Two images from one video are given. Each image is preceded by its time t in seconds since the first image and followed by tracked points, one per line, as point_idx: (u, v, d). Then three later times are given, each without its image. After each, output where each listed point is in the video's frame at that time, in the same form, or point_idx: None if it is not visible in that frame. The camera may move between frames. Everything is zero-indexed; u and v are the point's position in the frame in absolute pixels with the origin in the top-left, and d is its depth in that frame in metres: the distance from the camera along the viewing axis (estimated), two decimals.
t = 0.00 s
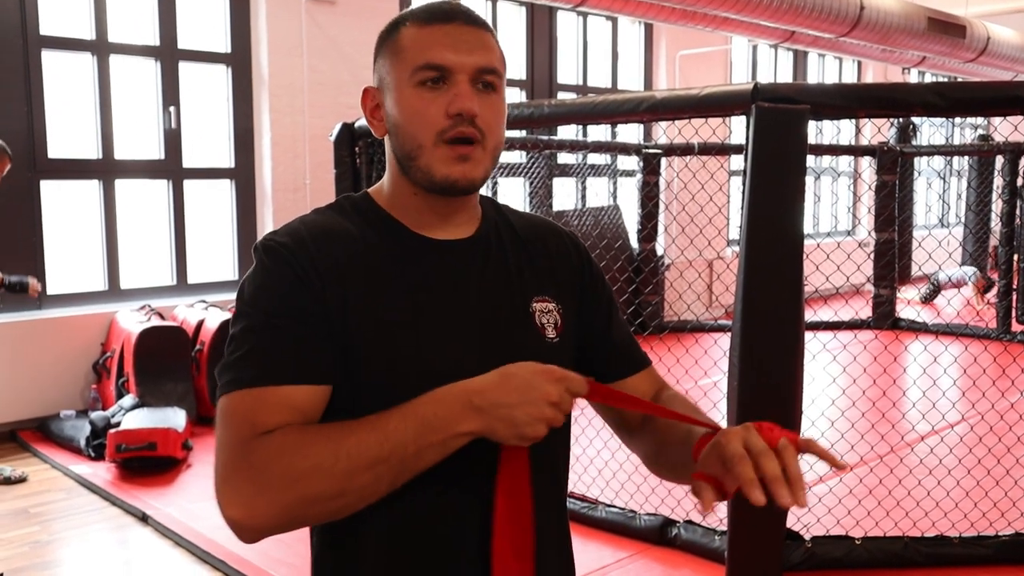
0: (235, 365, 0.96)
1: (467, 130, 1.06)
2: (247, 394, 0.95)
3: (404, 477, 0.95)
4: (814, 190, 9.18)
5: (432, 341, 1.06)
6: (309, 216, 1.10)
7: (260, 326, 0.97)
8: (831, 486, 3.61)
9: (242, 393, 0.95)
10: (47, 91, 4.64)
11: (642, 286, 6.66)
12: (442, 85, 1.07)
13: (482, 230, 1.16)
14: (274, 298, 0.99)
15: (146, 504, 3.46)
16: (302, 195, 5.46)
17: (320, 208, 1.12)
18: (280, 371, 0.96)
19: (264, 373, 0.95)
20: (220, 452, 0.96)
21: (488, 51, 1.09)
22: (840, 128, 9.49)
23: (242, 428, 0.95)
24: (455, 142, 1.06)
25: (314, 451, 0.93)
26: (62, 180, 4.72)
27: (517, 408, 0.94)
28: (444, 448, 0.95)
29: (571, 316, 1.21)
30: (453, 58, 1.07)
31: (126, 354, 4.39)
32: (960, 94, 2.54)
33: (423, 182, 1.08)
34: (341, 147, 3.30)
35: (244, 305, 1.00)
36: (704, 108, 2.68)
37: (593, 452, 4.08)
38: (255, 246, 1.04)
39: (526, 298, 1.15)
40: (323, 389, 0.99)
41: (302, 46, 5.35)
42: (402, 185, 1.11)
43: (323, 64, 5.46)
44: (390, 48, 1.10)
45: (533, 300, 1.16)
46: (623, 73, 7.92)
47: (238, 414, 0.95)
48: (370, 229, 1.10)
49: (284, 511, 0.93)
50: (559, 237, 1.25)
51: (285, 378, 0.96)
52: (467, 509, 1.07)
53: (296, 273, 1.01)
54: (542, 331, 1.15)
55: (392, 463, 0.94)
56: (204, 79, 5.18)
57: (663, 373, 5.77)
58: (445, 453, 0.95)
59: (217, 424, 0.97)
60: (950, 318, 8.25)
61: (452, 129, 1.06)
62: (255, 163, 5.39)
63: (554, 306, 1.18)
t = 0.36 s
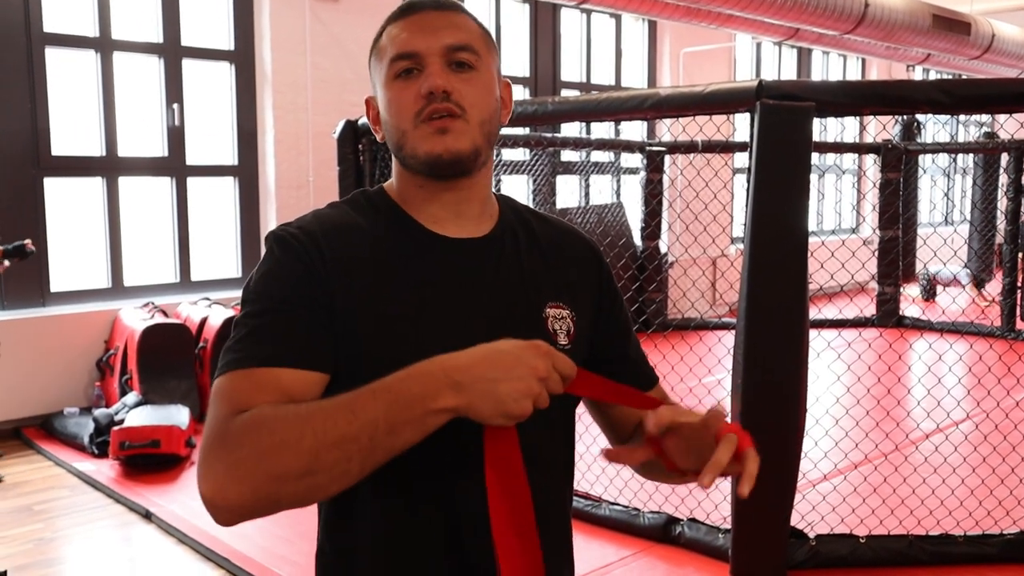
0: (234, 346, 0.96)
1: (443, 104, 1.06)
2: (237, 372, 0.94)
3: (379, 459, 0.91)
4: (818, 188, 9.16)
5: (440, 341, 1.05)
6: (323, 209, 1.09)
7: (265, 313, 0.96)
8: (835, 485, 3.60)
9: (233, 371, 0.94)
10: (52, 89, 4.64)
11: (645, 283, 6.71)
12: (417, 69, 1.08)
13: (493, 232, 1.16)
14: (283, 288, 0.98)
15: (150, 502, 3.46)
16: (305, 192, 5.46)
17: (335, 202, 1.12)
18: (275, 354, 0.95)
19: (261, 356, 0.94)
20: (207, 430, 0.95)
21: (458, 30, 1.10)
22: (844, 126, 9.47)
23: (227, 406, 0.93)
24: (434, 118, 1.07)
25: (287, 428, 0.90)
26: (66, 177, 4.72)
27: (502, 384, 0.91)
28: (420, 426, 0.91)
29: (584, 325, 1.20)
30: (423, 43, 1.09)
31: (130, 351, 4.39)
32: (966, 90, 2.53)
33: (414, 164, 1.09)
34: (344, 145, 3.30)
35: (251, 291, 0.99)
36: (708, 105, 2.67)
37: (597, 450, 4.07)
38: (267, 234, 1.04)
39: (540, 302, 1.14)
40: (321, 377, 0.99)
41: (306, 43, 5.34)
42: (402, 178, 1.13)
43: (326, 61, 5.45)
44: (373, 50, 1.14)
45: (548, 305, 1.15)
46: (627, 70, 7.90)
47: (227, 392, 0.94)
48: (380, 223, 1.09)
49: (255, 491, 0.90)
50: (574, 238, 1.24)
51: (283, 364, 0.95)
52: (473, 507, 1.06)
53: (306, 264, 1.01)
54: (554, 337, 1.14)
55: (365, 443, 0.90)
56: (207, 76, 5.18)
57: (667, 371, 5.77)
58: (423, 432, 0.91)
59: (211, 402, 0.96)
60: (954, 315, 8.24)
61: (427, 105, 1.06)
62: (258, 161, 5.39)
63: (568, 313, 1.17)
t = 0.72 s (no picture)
0: (240, 362, 0.96)
1: (443, 127, 1.04)
2: (246, 390, 0.94)
3: (389, 469, 0.92)
4: (822, 186, 9.15)
5: (442, 340, 1.05)
6: (322, 216, 1.09)
7: (268, 325, 0.97)
8: (840, 484, 3.59)
9: (241, 389, 0.95)
10: (57, 89, 4.64)
11: (650, 283, 6.67)
12: (420, 83, 1.05)
13: (495, 232, 1.15)
14: (284, 299, 0.98)
15: (154, 501, 3.46)
16: (309, 192, 5.47)
17: (335, 209, 1.11)
18: (281, 368, 0.95)
19: (265, 369, 0.95)
20: (218, 449, 0.95)
21: (471, 49, 1.06)
22: (848, 124, 9.46)
23: (238, 425, 0.94)
24: (432, 139, 1.05)
25: (300, 443, 0.91)
26: (71, 177, 4.73)
27: (503, 387, 0.91)
28: (428, 434, 0.91)
29: (589, 321, 1.20)
30: (430, 56, 1.05)
31: (134, 351, 4.40)
32: (971, 88, 2.52)
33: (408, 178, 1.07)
34: (348, 144, 3.30)
35: (253, 305, 0.99)
36: (713, 104, 2.66)
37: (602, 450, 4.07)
38: (268, 245, 1.04)
39: (543, 301, 1.14)
40: (327, 388, 0.99)
41: (310, 43, 5.34)
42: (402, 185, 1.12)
43: (330, 61, 5.45)
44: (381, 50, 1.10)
45: (551, 303, 1.15)
46: (631, 69, 7.89)
47: (236, 411, 0.94)
48: (380, 230, 1.09)
49: (273, 507, 0.91)
50: (578, 238, 1.23)
51: (285, 376, 0.95)
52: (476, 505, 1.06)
53: (305, 273, 1.01)
54: (559, 335, 1.14)
55: (376, 453, 0.91)
56: (211, 76, 5.18)
57: (672, 370, 5.76)
58: (430, 439, 0.92)
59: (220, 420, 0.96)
60: (960, 314, 8.20)
61: (427, 126, 1.04)
62: (262, 160, 5.39)
63: (571, 310, 1.17)
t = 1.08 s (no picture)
0: (233, 365, 0.96)
1: (505, 180, 1.02)
2: (235, 389, 0.94)
3: (368, 470, 0.91)
4: (826, 186, 9.14)
5: (438, 341, 1.05)
6: (317, 221, 1.08)
7: (261, 329, 0.96)
8: (845, 484, 3.58)
9: (231, 390, 0.95)
10: (60, 93, 4.66)
11: (654, 283, 6.66)
12: (486, 129, 1.01)
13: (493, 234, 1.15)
14: (278, 304, 0.98)
15: (159, 503, 3.46)
16: (313, 194, 5.47)
17: (330, 213, 1.11)
18: (272, 371, 0.95)
19: (255, 370, 0.94)
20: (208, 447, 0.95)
21: (534, 99, 1.04)
22: (852, 124, 9.44)
23: (226, 425, 0.94)
24: (488, 186, 1.03)
25: (276, 444, 0.90)
26: (74, 180, 4.74)
27: (484, 384, 0.91)
28: (406, 436, 0.90)
29: (586, 319, 1.20)
30: (503, 105, 1.01)
31: (139, 353, 4.41)
32: (975, 87, 2.51)
33: (450, 216, 1.04)
34: (351, 146, 3.29)
35: (246, 309, 0.99)
36: (716, 104, 2.66)
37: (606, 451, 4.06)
38: (263, 250, 1.03)
39: (540, 301, 1.14)
40: (321, 389, 0.99)
41: (312, 44, 5.35)
42: (420, 204, 1.08)
43: (333, 63, 5.46)
44: (434, 73, 1.02)
45: (548, 302, 1.15)
46: (634, 69, 7.87)
47: (226, 412, 0.94)
48: (373, 232, 1.08)
49: (253, 505, 0.90)
50: (577, 240, 1.22)
51: (277, 378, 0.95)
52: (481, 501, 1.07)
53: (300, 278, 1.00)
54: (557, 334, 1.15)
55: (352, 454, 0.90)
56: (214, 78, 5.19)
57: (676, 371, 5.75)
58: (409, 441, 0.91)
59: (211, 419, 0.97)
60: (965, 314, 8.17)
61: (489, 176, 1.02)
62: (266, 162, 5.40)
63: (568, 308, 1.17)
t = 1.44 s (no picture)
0: (247, 363, 0.95)
1: (527, 182, 1.04)
2: (255, 390, 0.94)
3: (389, 498, 0.90)
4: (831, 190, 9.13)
5: (444, 343, 1.05)
6: (327, 223, 1.09)
7: (274, 326, 0.96)
8: (851, 488, 3.58)
9: (249, 389, 0.94)
10: (67, 97, 4.67)
11: (659, 287, 6.65)
12: (509, 133, 1.02)
13: (500, 238, 1.15)
14: (292, 301, 0.98)
15: (164, 506, 3.47)
16: (319, 198, 5.48)
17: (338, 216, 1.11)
18: (287, 368, 0.95)
19: (271, 369, 0.94)
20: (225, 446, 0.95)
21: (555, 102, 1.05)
22: (857, 128, 9.44)
23: (245, 426, 0.93)
24: (511, 188, 1.04)
25: (301, 454, 0.89)
26: (80, 184, 4.75)
27: (532, 419, 0.91)
28: (431, 469, 0.89)
29: (590, 326, 1.20)
30: (527, 109, 1.02)
31: (144, 356, 4.42)
32: (981, 91, 2.50)
33: (471, 217, 1.05)
34: (357, 150, 3.30)
35: (258, 307, 0.99)
36: (722, 108, 2.66)
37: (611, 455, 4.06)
38: (273, 249, 1.04)
39: (546, 304, 1.15)
40: (333, 390, 0.98)
41: (318, 48, 5.36)
42: (438, 202, 1.09)
43: (339, 67, 5.47)
44: (458, 75, 1.03)
45: (554, 307, 1.16)
46: (639, 73, 7.87)
47: (244, 410, 0.94)
48: (383, 234, 1.09)
49: (268, 512, 0.89)
50: (581, 248, 1.24)
51: (290, 378, 0.94)
52: (486, 501, 1.07)
53: (312, 276, 1.01)
54: (563, 338, 1.15)
55: (377, 479, 0.89)
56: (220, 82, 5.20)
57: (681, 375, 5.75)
58: (434, 475, 0.90)
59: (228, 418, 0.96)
60: (970, 318, 8.15)
61: (512, 178, 1.03)
62: (271, 166, 5.41)
63: (574, 314, 1.18)
